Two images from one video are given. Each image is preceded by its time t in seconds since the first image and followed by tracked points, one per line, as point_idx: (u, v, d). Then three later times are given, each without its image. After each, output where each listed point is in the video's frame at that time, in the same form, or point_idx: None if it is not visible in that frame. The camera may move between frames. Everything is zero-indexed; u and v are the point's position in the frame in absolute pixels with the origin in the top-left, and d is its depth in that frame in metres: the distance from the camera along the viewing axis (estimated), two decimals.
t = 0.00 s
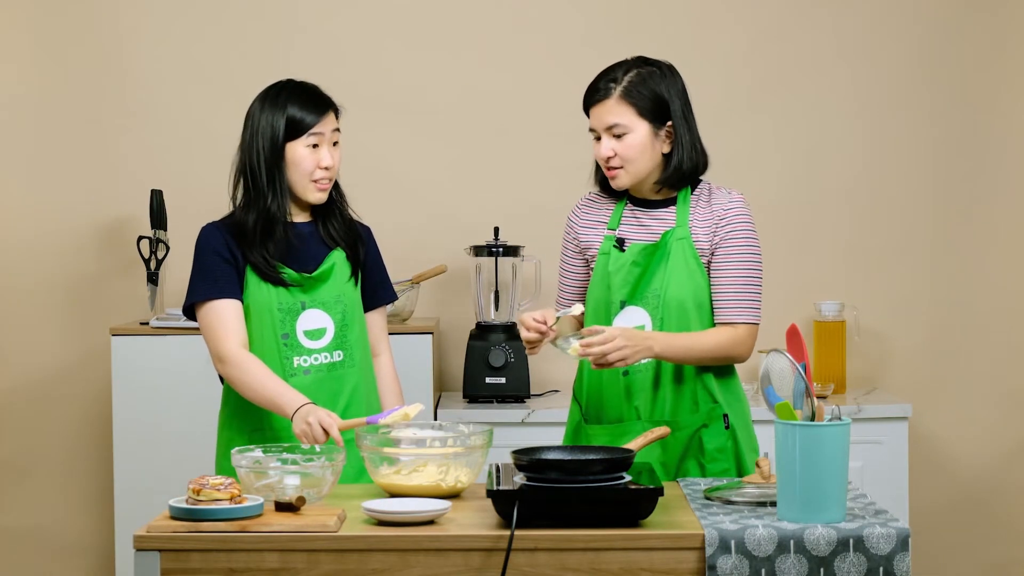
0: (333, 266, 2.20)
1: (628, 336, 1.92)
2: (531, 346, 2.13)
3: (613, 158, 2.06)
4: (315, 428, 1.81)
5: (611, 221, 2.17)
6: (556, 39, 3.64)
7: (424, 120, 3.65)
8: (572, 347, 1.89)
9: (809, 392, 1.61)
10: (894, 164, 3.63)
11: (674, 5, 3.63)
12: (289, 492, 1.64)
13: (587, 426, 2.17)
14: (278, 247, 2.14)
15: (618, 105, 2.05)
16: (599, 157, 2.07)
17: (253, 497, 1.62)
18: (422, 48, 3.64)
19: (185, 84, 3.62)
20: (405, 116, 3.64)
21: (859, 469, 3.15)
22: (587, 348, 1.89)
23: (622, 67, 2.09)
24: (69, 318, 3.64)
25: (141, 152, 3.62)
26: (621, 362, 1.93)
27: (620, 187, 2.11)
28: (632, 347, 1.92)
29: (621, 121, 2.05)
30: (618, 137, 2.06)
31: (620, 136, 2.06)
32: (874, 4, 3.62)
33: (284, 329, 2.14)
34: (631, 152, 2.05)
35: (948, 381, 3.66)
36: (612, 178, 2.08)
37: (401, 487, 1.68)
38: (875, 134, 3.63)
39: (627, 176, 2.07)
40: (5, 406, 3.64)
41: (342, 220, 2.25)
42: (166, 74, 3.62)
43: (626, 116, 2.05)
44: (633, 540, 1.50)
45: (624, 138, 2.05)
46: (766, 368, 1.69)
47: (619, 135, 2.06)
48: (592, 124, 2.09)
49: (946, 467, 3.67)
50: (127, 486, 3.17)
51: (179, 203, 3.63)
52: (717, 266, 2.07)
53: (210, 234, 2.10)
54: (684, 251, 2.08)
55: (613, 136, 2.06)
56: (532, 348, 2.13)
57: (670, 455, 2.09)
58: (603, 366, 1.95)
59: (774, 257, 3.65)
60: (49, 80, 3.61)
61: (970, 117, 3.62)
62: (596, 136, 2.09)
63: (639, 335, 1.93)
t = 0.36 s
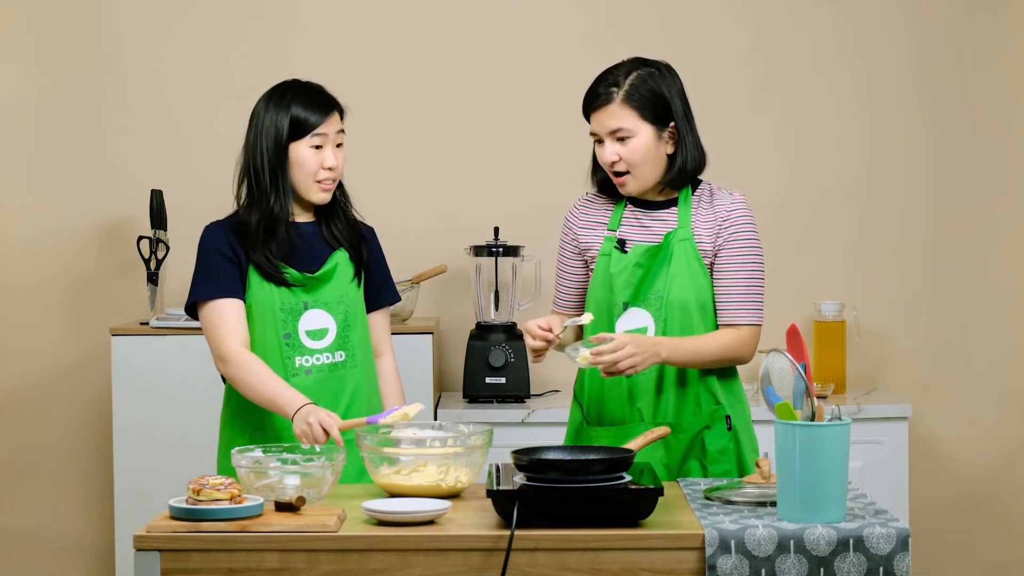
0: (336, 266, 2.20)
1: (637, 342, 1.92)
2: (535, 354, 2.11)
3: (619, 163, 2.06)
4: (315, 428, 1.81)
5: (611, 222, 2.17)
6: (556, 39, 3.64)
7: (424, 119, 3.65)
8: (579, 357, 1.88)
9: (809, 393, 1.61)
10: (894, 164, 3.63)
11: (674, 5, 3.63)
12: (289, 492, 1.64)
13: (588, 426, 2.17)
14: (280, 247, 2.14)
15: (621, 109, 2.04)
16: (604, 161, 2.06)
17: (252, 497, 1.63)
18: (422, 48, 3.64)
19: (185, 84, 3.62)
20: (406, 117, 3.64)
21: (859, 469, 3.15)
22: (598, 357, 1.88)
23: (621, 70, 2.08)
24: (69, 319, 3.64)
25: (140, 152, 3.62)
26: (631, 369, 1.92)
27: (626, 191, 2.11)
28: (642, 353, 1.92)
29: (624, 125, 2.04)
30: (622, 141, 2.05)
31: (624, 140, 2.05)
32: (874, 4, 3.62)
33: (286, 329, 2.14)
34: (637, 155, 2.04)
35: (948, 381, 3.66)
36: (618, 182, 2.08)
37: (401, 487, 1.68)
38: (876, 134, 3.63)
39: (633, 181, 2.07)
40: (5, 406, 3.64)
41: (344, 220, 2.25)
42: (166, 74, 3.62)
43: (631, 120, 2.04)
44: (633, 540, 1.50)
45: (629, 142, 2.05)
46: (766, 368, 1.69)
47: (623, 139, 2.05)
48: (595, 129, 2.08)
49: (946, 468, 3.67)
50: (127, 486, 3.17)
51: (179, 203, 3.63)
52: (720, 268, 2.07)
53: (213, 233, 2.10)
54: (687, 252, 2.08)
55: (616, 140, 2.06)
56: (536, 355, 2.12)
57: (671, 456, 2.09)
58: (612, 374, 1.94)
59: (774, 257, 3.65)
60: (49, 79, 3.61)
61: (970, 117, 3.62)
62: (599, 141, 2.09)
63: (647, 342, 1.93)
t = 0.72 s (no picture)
0: (337, 267, 2.20)
1: (639, 341, 1.92)
2: (536, 355, 2.08)
3: (620, 164, 2.05)
4: (315, 428, 1.81)
5: (611, 222, 2.17)
6: (557, 39, 3.64)
7: (424, 119, 3.65)
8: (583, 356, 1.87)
9: (809, 393, 1.61)
10: (894, 164, 3.64)
11: (674, 5, 3.63)
12: (289, 492, 1.64)
13: (588, 426, 2.16)
14: (282, 247, 2.14)
15: (621, 110, 2.04)
16: (604, 162, 2.06)
17: (253, 497, 1.63)
18: (421, 48, 3.64)
19: (185, 84, 3.62)
20: (405, 117, 3.64)
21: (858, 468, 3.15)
22: (600, 355, 1.87)
23: (621, 70, 2.08)
24: (69, 319, 3.64)
25: (140, 152, 3.62)
26: (632, 368, 1.92)
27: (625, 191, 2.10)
28: (644, 351, 1.92)
29: (625, 126, 2.04)
30: (623, 142, 2.05)
31: (625, 141, 2.05)
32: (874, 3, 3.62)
33: (287, 329, 2.14)
34: (637, 156, 2.04)
35: (948, 381, 3.66)
36: (617, 183, 2.08)
37: (401, 487, 1.68)
38: (876, 134, 3.63)
39: (633, 181, 2.06)
40: (6, 406, 3.64)
41: (345, 221, 2.25)
42: (166, 75, 3.62)
43: (631, 120, 2.04)
44: (633, 540, 1.50)
45: (629, 143, 2.04)
46: (766, 368, 1.69)
47: (624, 139, 2.05)
48: (595, 130, 2.07)
49: (946, 468, 3.67)
50: (127, 485, 3.17)
51: (179, 203, 3.63)
52: (720, 268, 2.07)
53: (214, 233, 2.10)
54: (686, 253, 2.08)
55: (617, 141, 2.05)
56: (537, 357, 2.09)
57: (672, 456, 2.09)
58: (614, 373, 1.94)
59: (774, 257, 3.65)
60: (48, 79, 3.61)
61: (970, 118, 3.62)
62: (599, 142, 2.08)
63: (649, 341, 1.93)
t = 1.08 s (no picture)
0: (338, 267, 2.20)
1: (639, 344, 1.92)
2: (537, 357, 2.08)
3: (622, 166, 2.05)
4: (315, 428, 1.81)
5: (611, 223, 2.17)
6: (557, 39, 3.64)
7: (424, 119, 3.65)
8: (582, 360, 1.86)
9: (809, 392, 1.61)
10: (894, 164, 3.63)
11: (674, 5, 3.63)
12: (289, 492, 1.64)
13: (588, 427, 2.16)
14: (282, 248, 2.14)
15: (623, 112, 2.04)
16: (606, 164, 2.06)
17: (252, 497, 1.63)
18: (421, 48, 3.64)
19: (185, 84, 3.62)
20: (405, 117, 3.64)
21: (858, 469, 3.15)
22: (600, 358, 1.86)
23: (621, 71, 2.08)
24: (68, 319, 3.64)
25: (141, 152, 3.62)
26: (633, 369, 1.91)
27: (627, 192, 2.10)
28: (645, 353, 1.92)
29: (628, 127, 2.04)
30: (625, 143, 2.05)
31: (627, 143, 2.04)
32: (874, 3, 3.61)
33: (287, 330, 2.14)
34: (639, 157, 2.04)
35: (949, 381, 3.66)
36: (619, 184, 2.08)
37: (401, 487, 1.68)
38: (876, 134, 3.63)
39: (635, 182, 2.06)
40: (6, 406, 3.64)
41: (345, 222, 2.25)
42: (167, 75, 3.62)
43: (633, 122, 2.04)
44: (633, 540, 1.50)
45: (632, 144, 2.04)
46: (766, 368, 1.69)
47: (626, 141, 2.04)
48: (596, 132, 2.07)
49: (946, 467, 3.67)
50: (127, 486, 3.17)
51: (179, 203, 3.63)
52: (721, 268, 2.07)
53: (214, 234, 2.11)
54: (687, 253, 2.08)
55: (619, 143, 2.05)
56: (538, 358, 2.08)
57: (672, 456, 2.09)
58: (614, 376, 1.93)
59: (774, 257, 3.65)
60: (48, 80, 3.61)
61: (970, 117, 3.62)
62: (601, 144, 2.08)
63: (649, 343, 1.93)
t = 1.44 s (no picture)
0: (338, 267, 2.20)
1: (639, 344, 1.92)
2: (539, 359, 2.07)
3: (633, 166, 2.04)
4: (315, 428, 1.81)
5: (611, 222, 2.17)
6: (557, 39, 3.64)
7: (424, 119, 3.65)
8: (582, 363, 1.85)
9: (810, 392, 1.61)
10: (894, 164, 3.63)
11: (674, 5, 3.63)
12: (289, 492, 1.64)
13: (589, 427, 2.16)
14: (283, 248, 2.14)
15: (632, 111, 2.03)
16: (615, 164, 2.04)
17: (252, 497, 1.63)
18: (421, 48, 3.64)
19: (185, 85, 3.62)
20: (405, 117, 3.65)
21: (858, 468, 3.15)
22: (599, 360, 1.86)
23: (625, 71, 2.07)
24: (69, 320, 3.64)
25: (141, 152, 3.62)
26: (634, 370, 1.92)
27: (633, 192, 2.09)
28: (646, 354, 1.92)
29: (638, 127, 2.03)
30: (634, 143, 2.04)
31: (636, 143, 2.04)
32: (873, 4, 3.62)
33: (287, 330, 2.14)
34: (648, 157, 2.04)
35: (949, 380, 3.66)
36: (627, 185, 2.07)
37: (401, 487, 1.68)
38: (876, 133, 3.63)
39: (644, 181, 2.06)
40: (6, 406, 3.64)
41: (345, 222, 2.25)
42: (167, 74, 3.62)
43: (641, 122, 2.03)
44: (633, 540, 1.50)
45: (641, 144, 2.04)
46: (766, 368, 1.69)
47: (635, 141, 2.04)
48: (604, 133, 2.05)
49: (946, 467, 3.67)
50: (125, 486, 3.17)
51: (179, 203, 3.63)
52: (722, 268, 2.07)
53: (214, 234, 2.11)
54: (687, 253, 2.08)
55: (628, 142, 2.04)
56: (540, 360, 2.08)
57: (673, 456, 2.09)
58: (615, 378, 1.94)
59: (774, 257, 3.65)
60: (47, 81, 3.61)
61: (970, 117, 3.62)
62: (608, 144, 2.07)
63: (649, 344, 1.93)
